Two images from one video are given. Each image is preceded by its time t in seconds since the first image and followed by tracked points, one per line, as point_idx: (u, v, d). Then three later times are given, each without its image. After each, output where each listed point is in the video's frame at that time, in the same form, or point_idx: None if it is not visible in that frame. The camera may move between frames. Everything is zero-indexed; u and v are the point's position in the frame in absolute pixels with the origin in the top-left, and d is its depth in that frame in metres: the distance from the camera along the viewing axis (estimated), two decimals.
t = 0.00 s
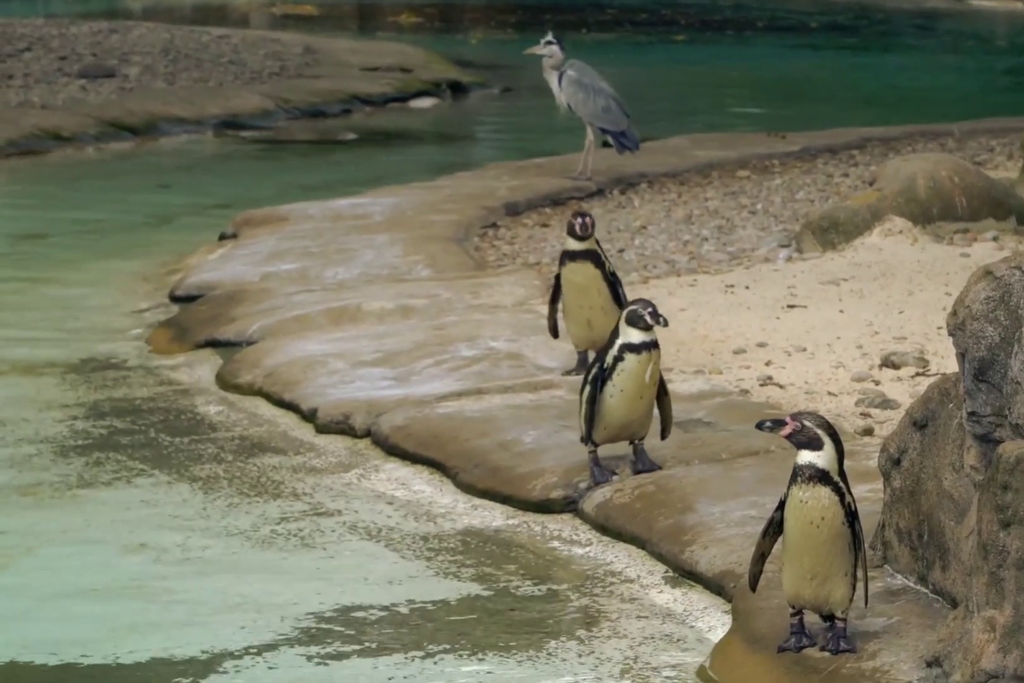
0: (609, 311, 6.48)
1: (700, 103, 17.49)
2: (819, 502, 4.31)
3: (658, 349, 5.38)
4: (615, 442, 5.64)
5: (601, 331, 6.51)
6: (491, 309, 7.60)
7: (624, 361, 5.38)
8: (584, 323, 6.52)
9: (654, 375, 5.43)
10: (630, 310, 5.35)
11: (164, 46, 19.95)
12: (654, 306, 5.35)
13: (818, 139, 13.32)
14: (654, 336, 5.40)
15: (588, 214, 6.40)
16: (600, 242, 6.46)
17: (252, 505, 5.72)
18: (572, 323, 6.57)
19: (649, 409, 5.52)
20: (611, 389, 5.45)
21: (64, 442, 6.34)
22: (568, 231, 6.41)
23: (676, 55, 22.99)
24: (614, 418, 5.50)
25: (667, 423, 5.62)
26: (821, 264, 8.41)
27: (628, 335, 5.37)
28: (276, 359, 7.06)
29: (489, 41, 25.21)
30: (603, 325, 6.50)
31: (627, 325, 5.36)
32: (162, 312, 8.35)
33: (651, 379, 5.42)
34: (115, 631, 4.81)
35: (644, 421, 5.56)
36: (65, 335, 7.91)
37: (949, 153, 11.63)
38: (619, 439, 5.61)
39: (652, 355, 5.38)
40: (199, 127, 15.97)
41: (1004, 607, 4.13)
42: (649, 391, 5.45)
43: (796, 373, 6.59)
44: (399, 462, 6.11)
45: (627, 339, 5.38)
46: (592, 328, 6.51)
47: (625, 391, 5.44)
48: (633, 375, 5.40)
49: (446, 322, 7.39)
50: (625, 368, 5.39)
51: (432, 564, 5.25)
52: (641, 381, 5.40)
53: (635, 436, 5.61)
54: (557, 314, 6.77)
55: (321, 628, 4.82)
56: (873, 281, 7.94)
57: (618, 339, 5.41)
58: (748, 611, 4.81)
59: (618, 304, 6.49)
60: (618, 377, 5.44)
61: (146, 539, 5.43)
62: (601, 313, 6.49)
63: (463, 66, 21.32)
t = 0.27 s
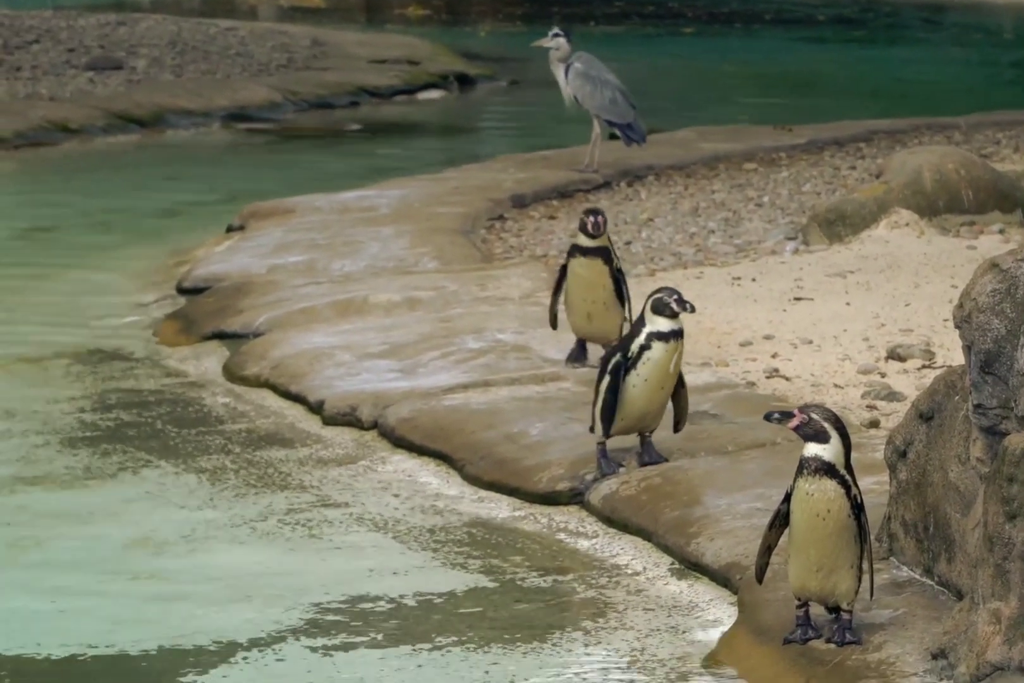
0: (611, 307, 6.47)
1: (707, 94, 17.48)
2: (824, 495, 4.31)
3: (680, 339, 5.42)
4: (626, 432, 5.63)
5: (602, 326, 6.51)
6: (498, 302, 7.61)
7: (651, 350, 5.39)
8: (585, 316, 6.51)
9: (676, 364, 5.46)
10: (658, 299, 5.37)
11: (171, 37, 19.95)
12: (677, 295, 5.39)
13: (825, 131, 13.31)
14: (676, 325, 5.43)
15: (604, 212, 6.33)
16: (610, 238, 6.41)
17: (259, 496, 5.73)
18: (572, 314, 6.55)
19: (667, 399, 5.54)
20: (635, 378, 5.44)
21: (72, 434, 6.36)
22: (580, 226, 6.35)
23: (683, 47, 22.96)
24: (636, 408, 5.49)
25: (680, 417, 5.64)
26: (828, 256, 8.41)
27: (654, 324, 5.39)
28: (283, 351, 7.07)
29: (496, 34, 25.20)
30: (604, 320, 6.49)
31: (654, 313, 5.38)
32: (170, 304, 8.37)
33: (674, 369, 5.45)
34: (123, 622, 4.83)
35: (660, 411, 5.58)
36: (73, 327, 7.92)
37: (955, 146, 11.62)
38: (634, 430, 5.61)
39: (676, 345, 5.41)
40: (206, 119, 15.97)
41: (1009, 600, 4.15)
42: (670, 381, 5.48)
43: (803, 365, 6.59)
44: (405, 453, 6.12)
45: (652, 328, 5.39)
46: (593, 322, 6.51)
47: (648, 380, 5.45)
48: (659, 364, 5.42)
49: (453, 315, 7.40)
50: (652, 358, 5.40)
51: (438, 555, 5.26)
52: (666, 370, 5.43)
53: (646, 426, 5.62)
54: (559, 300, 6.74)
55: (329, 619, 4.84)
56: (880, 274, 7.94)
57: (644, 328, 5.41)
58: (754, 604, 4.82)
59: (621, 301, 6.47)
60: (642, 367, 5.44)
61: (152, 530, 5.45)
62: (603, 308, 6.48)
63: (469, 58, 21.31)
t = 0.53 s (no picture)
0: (598, 302, 6.44)
1: (704, 87, 17.48)
2: (820, 489, 4.33)
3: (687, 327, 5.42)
4: (637, 425, 5.64)
5: (590, 322, 6.48)
6: (493, 295, 7.62)
7: (659, 340, 5.38)
8: (573, 313, 6.48)
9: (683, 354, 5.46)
10: (660, 290, 5.36)
11: (168, 30, 19.95)
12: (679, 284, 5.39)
13: (821, 125, 13.31)
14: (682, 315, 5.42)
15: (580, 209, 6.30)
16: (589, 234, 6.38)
17: (254, 489, 5.75)
18: (559, 314, 6.51)
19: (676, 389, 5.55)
20: (645, 370, 5.45)
21: (68, 427, 6.37)
22: (558, 225, 6.31)
23: (681, 41, 22.95)
24: (646, 400, 5.50)
25: (687, 410, 5.64)
26: (823, 251, 8.41)
27: (660, 314, 5.39)
28: (278, 345, 7.08)
29: (493, 28, 25.19)
30: (592, 315, 6.46)
31: (658, 304, 5.37)
32: (166, 297, 8.37)
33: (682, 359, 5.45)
34: (118, 615, 4.84)
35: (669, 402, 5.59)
36: (69, 320, 7.93)
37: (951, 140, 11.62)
38: (644, 422, 5.61)
39: (683, 334, 5.41)
40: (204, 112, 15.97)
41: (1004, 593, 4.19)
42: (678, 371, 5.48)
43: (797, 359, 6.60)
44: (401, 447, 6.13)
45: (658, 318, 5.39)
46: (581, 318, 6.48)
47: (658, 371, 5.45)
48: (667, 355, 5.41)
49: (449, 308, 7.41)
50: (660, 348, 5.40)
51: (433, 548, 5.28)
52: (675, 360, 5.43)
53: (654, 419, 5.63)
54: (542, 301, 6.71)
55: (324, 612, 4.86)
56: (875, 268, 7.95)
57: (649, 319, 5.41)
58: (749, 598, 4.83)
59: (607, 294, 6.45)
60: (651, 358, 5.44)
61: (148, 522, 5.46)
62: (590, 303, 6.45)
63: (467, 52, 21.31)
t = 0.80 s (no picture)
0: (579, 305, 6.41)
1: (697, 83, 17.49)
2: (811, 484, 4.34)
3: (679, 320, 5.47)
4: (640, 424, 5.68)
5: (569, 323, 6.44)
6: (484, 290, 7.63)
7: (651, 336, 5.43)
8: (552, 313, 6.44)
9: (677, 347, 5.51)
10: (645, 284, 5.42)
11: (160, 26, 19.93)
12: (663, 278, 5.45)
13: (812, 121, 13.32)
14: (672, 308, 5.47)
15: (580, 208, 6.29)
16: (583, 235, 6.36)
17: (245, 483, 5.75)
18: (539, 311, 6.47)
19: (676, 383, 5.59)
20: (641, 366, 5.50)
21: (58, 422, 6.37)
22: (557, 219, 6.29)
23: (674, 37, 22.96)
24: (646, 396, 5.54)
25: (692, 401, 5.70)
26: (813, 246, 8.42)
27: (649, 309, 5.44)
28: (269, 340, 7.08)
29: (486, 23, 25.19)
30: (572, 317, 6.43)
31: (645, 299, 5.42)
32: (157, 292, 8.37)
33: (676, 351, 5.50)
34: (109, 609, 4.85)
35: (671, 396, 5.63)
36: (59, 315, 7.93)
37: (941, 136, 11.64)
38: (647, 418, 5.66)
39: (675, 326, 5.46)
40: (196, 109, 15.97)
41: (993, 588, 4.23)
42: (674, 366, 5.52)
43: (788, 354, 6.61)
44: (391, 441, 6.14)
45: (646, 313, 5.44)
46: (561, 318, 6.45)
47: (654, 366, 5.50)
48: (661, 349, 5.47)
49: (439, 303, 7.42)
50: (653, 343, 5.45)
51: (424, 543, 5.29)
52: (669, 353, 5.48)
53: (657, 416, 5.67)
54: (523, 296, 6.66)
55: (314, 606, 4.88)
56: (865, 263, 7.96)
57: (638, 316, 5.46)
58: (739, 593, 4.85)
59: (589, 298, 6.42)
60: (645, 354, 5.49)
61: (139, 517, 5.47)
62: (572, 305, 6.41)
63: (460, 48, 21.31)
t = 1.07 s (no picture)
0: (569, 300, 6.37)
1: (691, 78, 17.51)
2: (806, 479, 4.35)
3: (699, 314, 5.38)
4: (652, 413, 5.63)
5: (562, 319, 6.41)
6: (476, 284, 7.64)
7: (666, 326, 5.36)
8: (544, 311, 6.40)
9: (694, 341, 5.43)
10: (663, 272, 5.34)
11: (153, 20, 19.93)
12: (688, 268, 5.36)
13: (804, 115, 13.34)
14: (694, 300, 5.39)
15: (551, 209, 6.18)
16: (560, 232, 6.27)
17: (237, 476, 5.76)
18: (531, 311, 6.44)
19: (691, 377, 5.52)
20: (654, 355, 5.45)
21: (50, 414, 6.38)
22: (530, 225, 6.20)
23: (667, 32, 22.97)
24: (656, 387, 5.49)
25: (706, 399, 5.59)
26: (804, 240, 8.44)
27: (669, 297, 5.37)
28: (262, 333, 7.09)
29: (479, 18, 25.20)
30: (564, 313, 6.39)
31: (666, 287, 5.36)
32: (149, 285, 8.38)
33: (692, 346, 5.42)
34: (101, 601, 4.86)
35: (685, 390, 5.56)
36: (51, 308, 7.94)
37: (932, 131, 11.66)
38: (658, 410, 5.60)
39: (693, 319, 5.37)
40: (189, 102, 15.97)
41: (984, 581, 4.24)
42: (689, 359, 5.45)
43: (779, 348, 6.62)
44: (384, 434, 6.15)
45: (666, 302, 5.38)
46: (553, 316, 6.41)
47: (667, 357, 5.43)
48: (676, 341, 5.39)
49: (432, 297, 7.42)
50: (668, 333, 5.38)
51: (416, 535, 5.30)
52: (684, 347, 5.40)
53: (670, 408, 5.61)
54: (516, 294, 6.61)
55: (307, 599, 4.89)
56: (856, 257, 7.97)
57: (660, 304, 5.40)
58: (730, 586, 4.86)
59: (578, 292, 6.38)
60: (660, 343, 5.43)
61: (132, 510, 5.48)
62: (561, 301, 6.37)
63: (453, 43, 21.32)
